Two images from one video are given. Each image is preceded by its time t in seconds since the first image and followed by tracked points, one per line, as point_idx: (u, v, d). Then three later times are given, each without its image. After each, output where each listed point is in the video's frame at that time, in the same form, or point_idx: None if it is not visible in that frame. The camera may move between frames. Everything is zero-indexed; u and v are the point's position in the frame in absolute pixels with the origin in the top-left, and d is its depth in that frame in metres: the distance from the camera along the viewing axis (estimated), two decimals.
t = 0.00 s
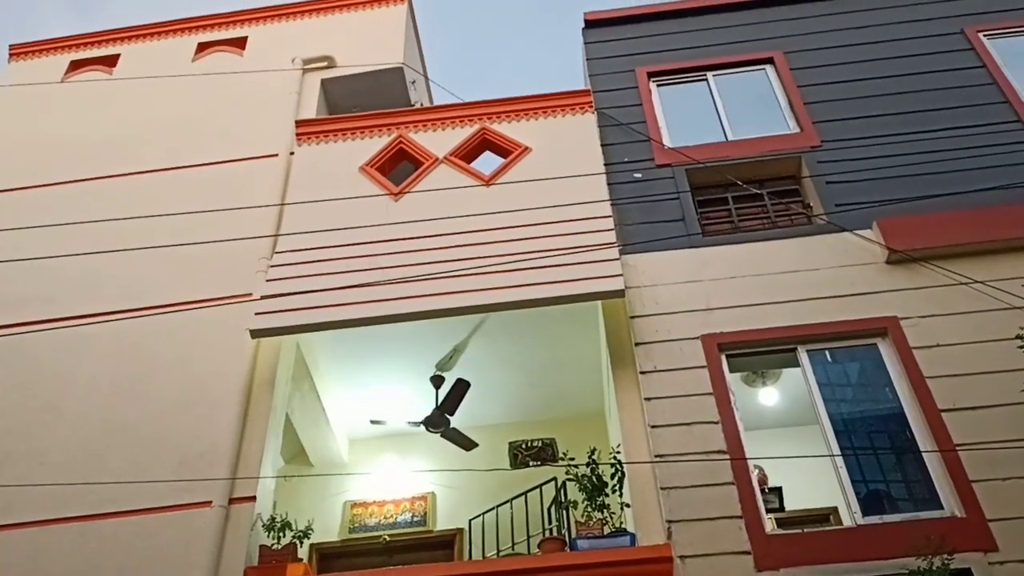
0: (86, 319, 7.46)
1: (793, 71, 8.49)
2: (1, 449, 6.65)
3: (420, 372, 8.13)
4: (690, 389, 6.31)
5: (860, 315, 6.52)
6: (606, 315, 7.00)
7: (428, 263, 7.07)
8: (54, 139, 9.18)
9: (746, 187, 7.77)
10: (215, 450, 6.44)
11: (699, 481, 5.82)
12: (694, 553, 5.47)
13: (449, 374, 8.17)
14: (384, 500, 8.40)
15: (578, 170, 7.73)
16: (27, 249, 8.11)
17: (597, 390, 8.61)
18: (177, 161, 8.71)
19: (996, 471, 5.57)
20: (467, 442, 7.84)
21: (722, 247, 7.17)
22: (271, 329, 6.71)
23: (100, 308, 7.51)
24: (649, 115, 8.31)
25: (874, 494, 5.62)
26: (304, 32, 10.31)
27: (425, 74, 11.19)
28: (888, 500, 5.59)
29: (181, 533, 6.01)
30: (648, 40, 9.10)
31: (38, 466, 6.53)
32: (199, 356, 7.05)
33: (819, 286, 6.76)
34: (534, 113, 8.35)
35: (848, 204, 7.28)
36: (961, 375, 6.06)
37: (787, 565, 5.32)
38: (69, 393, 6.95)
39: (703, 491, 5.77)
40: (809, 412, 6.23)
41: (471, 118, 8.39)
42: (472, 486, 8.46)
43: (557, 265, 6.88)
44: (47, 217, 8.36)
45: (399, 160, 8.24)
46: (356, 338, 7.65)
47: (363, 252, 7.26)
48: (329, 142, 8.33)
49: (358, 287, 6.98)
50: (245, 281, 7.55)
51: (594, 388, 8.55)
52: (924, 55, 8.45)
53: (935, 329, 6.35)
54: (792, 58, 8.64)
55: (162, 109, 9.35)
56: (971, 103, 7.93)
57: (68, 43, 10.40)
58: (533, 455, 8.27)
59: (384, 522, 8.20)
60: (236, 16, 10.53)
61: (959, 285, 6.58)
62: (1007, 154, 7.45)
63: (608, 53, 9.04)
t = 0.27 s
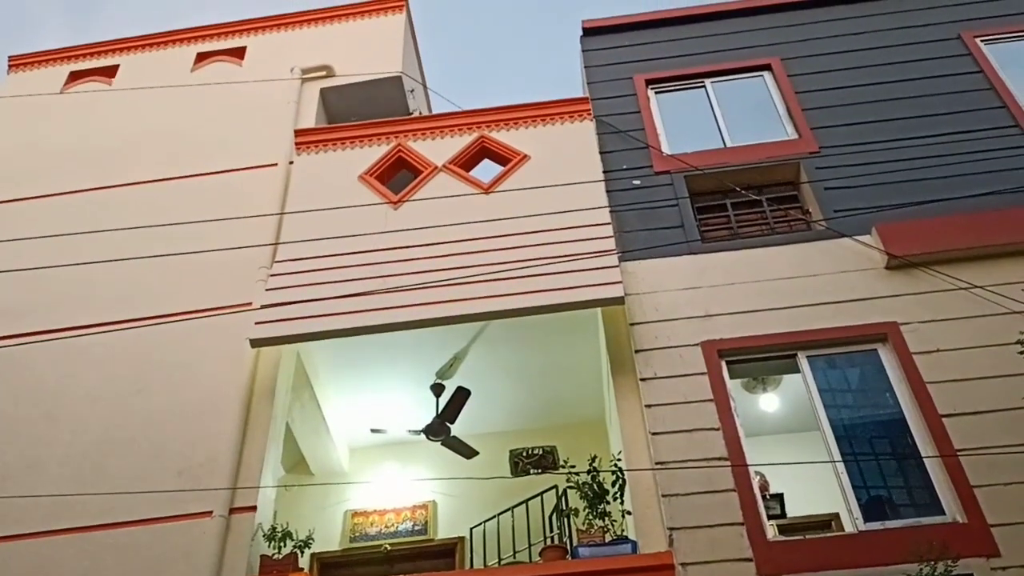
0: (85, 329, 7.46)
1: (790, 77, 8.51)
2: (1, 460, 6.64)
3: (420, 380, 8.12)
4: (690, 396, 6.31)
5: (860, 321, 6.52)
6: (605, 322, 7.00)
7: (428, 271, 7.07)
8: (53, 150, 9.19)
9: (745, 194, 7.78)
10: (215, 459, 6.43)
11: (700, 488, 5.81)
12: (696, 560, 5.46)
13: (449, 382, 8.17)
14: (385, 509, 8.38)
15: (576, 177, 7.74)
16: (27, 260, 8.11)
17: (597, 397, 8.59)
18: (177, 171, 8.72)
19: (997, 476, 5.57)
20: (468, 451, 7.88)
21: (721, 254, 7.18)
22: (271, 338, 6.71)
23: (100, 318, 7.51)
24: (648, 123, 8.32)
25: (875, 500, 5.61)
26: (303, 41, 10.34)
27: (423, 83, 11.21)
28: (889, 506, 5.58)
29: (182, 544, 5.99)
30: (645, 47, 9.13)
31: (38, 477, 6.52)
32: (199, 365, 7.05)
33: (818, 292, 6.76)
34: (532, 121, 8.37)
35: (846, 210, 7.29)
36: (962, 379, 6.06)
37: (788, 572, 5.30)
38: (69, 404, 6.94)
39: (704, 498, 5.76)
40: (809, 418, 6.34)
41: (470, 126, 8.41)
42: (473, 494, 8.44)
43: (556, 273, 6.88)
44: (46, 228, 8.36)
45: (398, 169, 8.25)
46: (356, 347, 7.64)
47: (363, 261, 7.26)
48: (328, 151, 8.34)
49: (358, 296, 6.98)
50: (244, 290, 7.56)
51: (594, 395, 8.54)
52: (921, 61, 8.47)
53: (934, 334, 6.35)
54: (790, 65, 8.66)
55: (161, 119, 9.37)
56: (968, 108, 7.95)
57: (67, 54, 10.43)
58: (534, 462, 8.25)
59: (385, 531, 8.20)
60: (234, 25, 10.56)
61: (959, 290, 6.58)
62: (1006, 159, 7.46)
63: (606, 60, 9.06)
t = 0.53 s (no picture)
0: (85, 336, 7.45)
1: (790, 81, 8.52)
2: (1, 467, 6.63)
3: (421, 385, 8.11)
4: (691, 400, 6.30)
5: (860, 324, 6.52)
6: (606, 327, 7.00)
7: (428, 276, 7.07)
8: (52, 157, 9.19)
9: (745, 198, 7.78)
10: (216, 465, 6.42)
11: (701, 493, 5.80)
12: (698, 565, 5.45)
13: (449, 387, 8.16)
14: (386, 514, 8.38)
15: (576, 182, 7.74)
16: (27, 267, 8.11)
17: (598, 402, 8.59)
18: (176, 177, 8.73)
19: (999, 480, 5.56)
20: (468, 455, 7.83)
21: (721, 258, 7.18)
22: (271, 344, 6.70)
23: (100, 325, 7.50)
24: (647, 127, 8.33)
25: (877, 503, 5.60)
26: (302, 48, 10.36)
27: (422, 88, 11.22)
28: (891, 509, 5.56)
29: (182, 550, 5.98)
30: (644, 52, 9.14)
31: (38, 484, 6.51)
32: (200, 371, 7.04)
33: (818, 295, 6.76)
34: (531, 126, 8.37)
35: (846, 214, 7.29)
36: (963, 383, 6.05)
37: None
38: (69, 410, 6.94)
39: (705, 503, 5.75)
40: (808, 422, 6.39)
41: (469, 131, 8.41)
42: (473, 500, 8.43)
43: (556, 278, 6.88)
44: (47, 235, 8.36)
45: (398, 174, 8.26)
46: (356, 353, 7.64)
47: (363, 266, 7.26)
48: (327, 156, 8.35)
49: (358, 301, 6.97)
50: (245, 296, 7.55)
51: (594, 400, 8.54)
52: (921, 64, 8.48)
53: (935, 337, 6.35)
54: (788, 69, 8.67)
55: (161, 126, 9.38)
56: (968, 111, 7.95)
57: (67, 61, 10.44)
58: (535, 468, 8.39)
59: (386, 537, 8.20)
60: (234, 32, 10.57)
61: (959, 294, 6.58)
62: (1006, 162, 7.46)
63: (605, 65, 9.07)
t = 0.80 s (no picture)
0: (85, 339, 7.45)
1: (789, 83, 8.53)
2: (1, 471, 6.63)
3: (421, 388, 8.11)
4: (692, 402, 6.30)
5: (860, 326, 6.52)
6: (606, 328, 7.00)
7: (427, 279, 7.07)
8: (52, 160, 9.20)
9: (745, 200, 7.79)
10: (216, 467, 6.42)
11: (702, 494, 5.80)
12: (698, 567, 5.45)
13: (450, 390, 8.16)
14: (387, 517, 8.38)
15: (576, 184, 7.75)
16: (28, 270, 8.11)
17: (598, 405, 8.58)
18: (176, 180, 8.73)
19: (1000, 481, 5.55)
20: (468, 457, 7.85)
21: (721, 260, 7.18)
22: (271, 347, 6.70)
23: (100, 328, 7.50)
24: (647, 129, 8.33)
25: (878, 505, 5.59)
26: (302, 51, 10.36)
27: (422, 91, 11.22)
28: (892, 511, 5.56)
29: (183, 553, 5.98)
30: (644, 54, 9.15)
31: (38, 487, 6.50)
32: (200, 374, 7.04)
33: (819, 297, 6.76)
34: (531, 129, 8.38)
35: (846, 215, 7.29)
36: (963, 384, 6.05)
37: None
38: (69, 413, 6.93)
39: (705, 505, 5.74)
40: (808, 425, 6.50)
41: (469, 134, 8.41)
42: (474, 503, 8.42)
43: (556, 280, 6.88)
44: (47, 238, 8.36)
45: (398, 177, 8.26)
46: (357, 355, 7.65)
47: (363, 269, 7.26)
48: (327, 159, 8.35)
49: (358, 304, 6.97)
50: (245, 299, 7.55)
51: (594, 403, 8.53)
52: (920, 66, 8.49)
53: (935, 338, 6.34)
54: (788, 71, 8.67)
55: (161, 129, 9.38)
56: (968, 113, 7.96)
57: (67, 65, 10.44)
58: (535, 470, 8.32)
59: (387, 540, 8.19)
60: (234, 35, 10.58)
61: (959, 295, 6.58)
62: (1005, 163, 7.46)
63: (605, 67, 9.07)
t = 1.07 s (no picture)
0: (85, 340, 7.45)
1: (789, 83, 8.53)
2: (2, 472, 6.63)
3: (422, 388, 8.12)
4: (692, 402, 6.30)
5: (861, 326, 6.52)
6: (606, 329, 7.00)
7: (428, 279, 7.07)
8: (52, 161, 9.20)
9: (745, 200, 7.79)
10: (216, 468, 6.42)
11: (702, 495, 5.80)
12: (699, 567, 5.45)
13: (450, 391, 8.17)
14: (388, 517, 8.38)
15: (576, 185, 7.75)
16: (28, 271, 8.11)
17: (599, 406, 8.58)
18: (177, 181, 8.74)
19: (1001, 481, 5.55)
20: (468, 458, 7.84)
21: (721, 260, 7.18)
22: (272, 347, 6.71)
23: (100, 329, 7.50)
24: (647, 130, 8.33)
25: (879, 505, 5.59)
26: (302, 51, 10.36)
27: (422, 91, 11.23)
28: (893, 511, 5.56)
29: (184, 554, 5.98)
30: (644, 55, 9.15)
31: (39, 488, 6.51)
32: (200, 375, 7.04)
33: (819, 297, 6.76)
34: (531, 129, 8.38)
35: (847, 215, 7.29)
36: (963, 384, 6.05)
37: None
38: (70, 414, 6.94)
39: (706, 505, 5.74)
40: (809, 425, 6.33)
41: (469, 134, 8.41)
42: (475, 503, 8.42)
43: (557, 280, 6.88)
44: (48, 239, 8.37)
45: (399, 177, 8.26)
46: (357, 356, 7.65)
47: (364, 269, 7.26)
48: (327, 160, 8.35)
49: (359, 304, 6.98)
50: (245, 300, 7.56)
51: (594, 403, 8.53)
52: (921, 66, 8.49)
53: (936, 338, 6.34)
54: (788, 71, 8.67)
55: (161, 130, 9.38)
56: (968, 113, 7.96)
57: (67, 66, 10.45)
58: (536, 471, 8.40)
59: (387, 540, 8.19)
60: (234, 36, 10.58)
61: (960, 295, 6.58)
62: (1005, 163, 7.46)
63: (605, 67, 9.07)
